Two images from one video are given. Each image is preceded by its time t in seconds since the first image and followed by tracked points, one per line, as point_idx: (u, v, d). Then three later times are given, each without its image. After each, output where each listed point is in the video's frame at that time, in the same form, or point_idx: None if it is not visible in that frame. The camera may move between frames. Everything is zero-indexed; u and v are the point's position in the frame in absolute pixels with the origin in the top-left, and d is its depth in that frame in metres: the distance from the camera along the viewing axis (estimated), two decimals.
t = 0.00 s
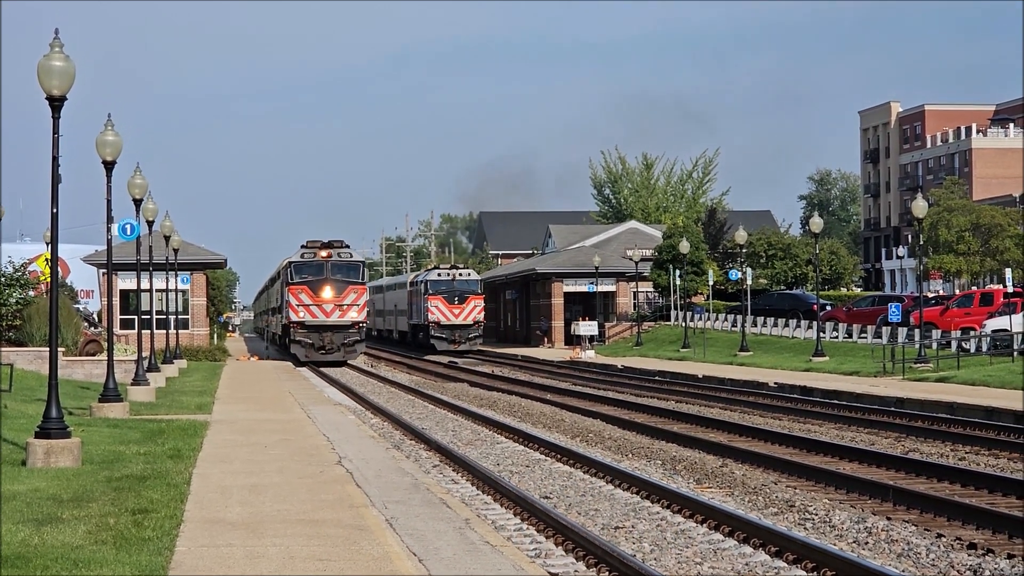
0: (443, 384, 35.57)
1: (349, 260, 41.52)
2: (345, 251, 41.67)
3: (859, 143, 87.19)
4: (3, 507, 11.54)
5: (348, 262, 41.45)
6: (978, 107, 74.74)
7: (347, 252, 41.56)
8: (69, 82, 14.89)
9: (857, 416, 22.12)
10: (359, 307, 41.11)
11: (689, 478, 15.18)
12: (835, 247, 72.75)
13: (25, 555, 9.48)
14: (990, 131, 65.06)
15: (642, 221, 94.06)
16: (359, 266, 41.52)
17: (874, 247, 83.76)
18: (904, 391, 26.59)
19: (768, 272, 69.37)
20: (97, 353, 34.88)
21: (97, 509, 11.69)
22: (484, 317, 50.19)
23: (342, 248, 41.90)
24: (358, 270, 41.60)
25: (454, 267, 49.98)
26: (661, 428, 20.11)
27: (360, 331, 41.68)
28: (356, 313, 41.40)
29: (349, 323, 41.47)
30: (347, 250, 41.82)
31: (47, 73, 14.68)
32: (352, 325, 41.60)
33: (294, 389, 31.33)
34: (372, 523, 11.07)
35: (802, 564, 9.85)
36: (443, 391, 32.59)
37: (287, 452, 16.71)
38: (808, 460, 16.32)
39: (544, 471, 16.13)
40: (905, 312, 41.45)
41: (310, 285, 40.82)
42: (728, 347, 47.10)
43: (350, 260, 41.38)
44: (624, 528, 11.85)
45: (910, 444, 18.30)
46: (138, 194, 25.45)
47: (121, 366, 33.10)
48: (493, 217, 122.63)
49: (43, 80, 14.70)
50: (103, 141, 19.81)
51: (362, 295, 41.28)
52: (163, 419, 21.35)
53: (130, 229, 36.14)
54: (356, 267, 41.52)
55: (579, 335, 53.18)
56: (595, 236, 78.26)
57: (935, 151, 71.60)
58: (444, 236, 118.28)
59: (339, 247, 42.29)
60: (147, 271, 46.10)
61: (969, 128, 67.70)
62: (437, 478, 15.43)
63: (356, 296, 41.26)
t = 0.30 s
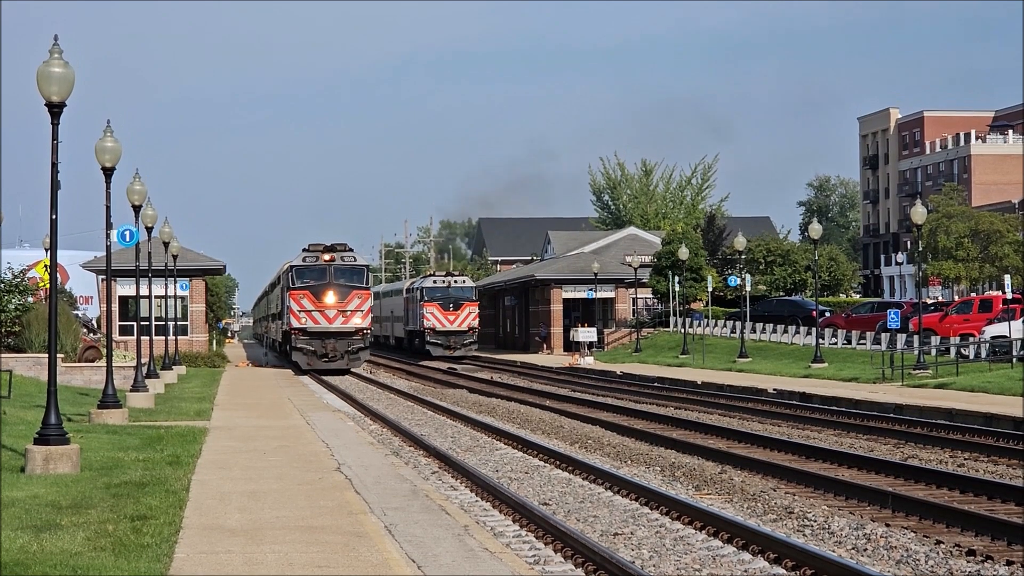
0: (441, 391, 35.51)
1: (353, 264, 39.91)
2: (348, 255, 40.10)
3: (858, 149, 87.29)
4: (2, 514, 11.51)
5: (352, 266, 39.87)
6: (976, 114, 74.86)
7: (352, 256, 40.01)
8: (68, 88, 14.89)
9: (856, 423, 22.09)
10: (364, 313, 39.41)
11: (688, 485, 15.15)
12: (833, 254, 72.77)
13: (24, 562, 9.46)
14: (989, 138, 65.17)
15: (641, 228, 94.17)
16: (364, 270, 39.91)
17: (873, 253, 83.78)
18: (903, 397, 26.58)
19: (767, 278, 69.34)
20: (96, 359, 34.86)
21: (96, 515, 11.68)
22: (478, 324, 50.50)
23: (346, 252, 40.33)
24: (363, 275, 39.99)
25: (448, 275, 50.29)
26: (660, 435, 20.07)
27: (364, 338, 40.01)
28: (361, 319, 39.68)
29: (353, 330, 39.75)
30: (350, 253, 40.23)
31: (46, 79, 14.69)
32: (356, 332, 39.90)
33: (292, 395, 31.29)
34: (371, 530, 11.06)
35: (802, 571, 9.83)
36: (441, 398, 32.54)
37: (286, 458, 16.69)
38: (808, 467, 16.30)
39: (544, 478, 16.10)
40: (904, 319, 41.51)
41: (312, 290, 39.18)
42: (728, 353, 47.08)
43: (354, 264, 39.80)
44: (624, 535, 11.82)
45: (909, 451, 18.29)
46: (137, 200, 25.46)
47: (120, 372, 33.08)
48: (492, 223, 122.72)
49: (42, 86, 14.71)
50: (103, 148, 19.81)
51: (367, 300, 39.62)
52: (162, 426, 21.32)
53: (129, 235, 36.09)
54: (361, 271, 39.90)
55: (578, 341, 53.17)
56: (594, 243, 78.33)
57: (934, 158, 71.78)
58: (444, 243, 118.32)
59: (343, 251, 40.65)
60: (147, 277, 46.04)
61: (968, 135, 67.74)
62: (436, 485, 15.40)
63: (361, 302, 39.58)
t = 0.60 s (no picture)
0: (440, 397, 35.51)
1: (355, 268, 38.90)
2: (351, 258, 39.07)
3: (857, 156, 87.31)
4: None
5: (355, 270, 38.80)
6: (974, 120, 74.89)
7: (354, 259, 39.00)
8: (66, 95, 14.89)
9: (855, 429, 22.09)
10: (367, 318, 38.31)
11: (686, 492, 15.14)
12: (832, 260, 72.85)
13: (22, 569, 9.45)
14: (987, 145, 65.23)
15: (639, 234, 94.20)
16: (367, 274, 38.89)
17: (871, 259, 83.89)
18: (900, 404, 26.59)
19: (765, 284, 69.36)
20: (94, 366, 34.82)
21: (94, 522, 11.65)
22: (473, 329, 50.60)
23: (348, 255, 39.28)
24: (366, 279, 38.92)
25: (443, 281, 50.08)
26: (659, 442, 20.06)
27: (367, 345, 38.86)
28: (364, 325, 38.60)
29: (356, 337, 38.65)
30: (353, 257, 39.19)
31: (45, 86, 14.70)
32: (359, 339, 38.77)
33: (291, 401, 31.24)
34: (370, 536, 11.06)
35: None
36: (440, 404, 32.53)
37: (284, 465, 16.67)
38: (806, 473, 16.30)
39: (543, 484, 16.10)
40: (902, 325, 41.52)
41: (314, 295, 38.13)
42: (726, 360, 47.06)
43: (357, 267, 38.79)
44: (621, 540, 11.82)
45: (907, 457, 18.30)
46: (136, 207, 25.46)
47: (118, 379, 33.06)
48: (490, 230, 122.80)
49: (40, 92, 14.71)
50: (101, 154, 19.81)
51: (370, 306, 38.55)
52: (160, 432, 21.30)
53: (127, 241, 36.08)
54: (365, 275, 38.85)
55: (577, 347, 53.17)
56: (592, 249, 78.43)
57: (932, 164, 71.85)
58: (442, 248, 118.38)
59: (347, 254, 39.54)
60: (145, 284, 46.04)
61: (967, 141, 67.71)
62: (435, 491, 15.39)
63: (364, 307, 38.52)
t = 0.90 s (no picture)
0: (437, 402, 35.48)
1: (358, 270, 37.94)
2: (353, 260, 38.10)
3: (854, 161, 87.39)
4: None
5: (357, 273, 37.84)
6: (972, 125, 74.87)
7: (357, 262, 38.05)
8: (64, 100, 14.89)
9: (852, 434, 22.08)
10: (370, 322, 37.40)
11: (684, 497, 15.13)
12: (829, 265, 72.87)
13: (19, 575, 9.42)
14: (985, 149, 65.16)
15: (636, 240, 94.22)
16: (370, 276, 37.94)
17: (869, 264, 83.92)
18: (898, 409, 26.58)
19: (763, 289, 69.39)
20: (91, 371, 34.77)
21: (91, 527, 11.64)
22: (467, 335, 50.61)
23: (350, 257, 38.33)
24: (368, 281, 38.00)
25: (438, 288, 50.58)
26: (656, 447, 20.04)
27: (370, 350, 37.89)
28: (366, 330, 37.65)
29: (358, 341, 37.64)
30: (355, 258, 38.23)
31: (42, 91, 14.70)
32: (362, 343, 37.75)
33: (288, 407, 31.18)
34: (367, 541, 11.05)
35: None
36: (437, 409, 32.49)
37: (282, 470, 16.64)
38: (805, 478, 16.29)
39: (540, 489, 16.07)
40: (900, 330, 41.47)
41: (316, 298, 37.10)
42: (724, 365, 47.03)
43: (359, 270, 37.83)
44: (619, 546, 11.80)
45: (905, 462, 18.30)
46: (133, 212, 25.44)
47: (115, 384, 33.02)
48: (488, 235, 122.76)
49: (38, 98, 14.72)
50: (98, 159, 19.80)
51: (373, 310, 37.67)
52: (158, 438, 21.27)
53: (125, 247, 36.06)
54: (367, 277, 37.96)
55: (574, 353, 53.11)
56: (590, 254, 78.37)
57: (930, 169, 71.89)
58: (440, 254, 118.38)
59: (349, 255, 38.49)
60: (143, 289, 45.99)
61: (964, 146, 67.59)
62: (433, 496, 15.36)
63: (366, 311, 37.61)
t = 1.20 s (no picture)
0: (435, 405, 35.46)
1: (361, 270, 36.34)
2: (355, 260, 36.57)
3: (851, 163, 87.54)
4: None
5: (360, 273, 36.22)
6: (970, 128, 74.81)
7: (359, 261, 36.43)
8: (61, 103, 14.90)
9: (850, 436, 22.07)
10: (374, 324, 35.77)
11: (681, 500, 15.11)
12: (827, 267, 72.89)
13: None
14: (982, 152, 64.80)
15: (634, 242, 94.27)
16: (373, 276, 36.32)
17: (866, 266, 84.01)
18: (894, 411, 26.58)
19: (761, 292, 69.59)
20: (89, 373, 34.75)
21: (89, 530, 11.64)
22: (460, 337, 50.64)
23: (353, 258, 36.81)
24: (372, 281, 36.36)
25: (432, 290, 50.57)
26: (653, 449, 20.01)
27: (374, 353, 36.24)
28: (370, 332, 36.01)
29: (362, 344, 36.02)
30: (358, 259, 36.67)
31: (39, 94, 14.69)
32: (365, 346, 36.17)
33: (285, 409, 31.13)
34: (364, 544, 11.04)
35: None
36: (435, 412, 32.46)
37: (279, 473, 16.62)
38: (802, 481, 16.29)
39: (537, 492, 16.06)
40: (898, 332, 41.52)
41: (316, 299, 35.57)
42: (721, 367, 47.05)
43: (362, 269, 36.22)
44: (616, 549, 11.78)
45: (903, 464, 18.30)
46: (130, 215, 25.42)
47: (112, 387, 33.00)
48: (485, 238, 122.77)
49: (35, 101, 14.71)
50: (95, 162, 19.80)
51: (377, 311, 36.04)
52: (155, 440, 21.23)
53: (123, 250, 36.03)
54: (371, 277, 36.32)
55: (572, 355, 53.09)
56: (587, 256, 78.38)
57: (927, 171, 72.02)
58: (437, 256, 118.29)
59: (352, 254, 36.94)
60: (141, 292, 45.98)
61: (961, 149, 67.79)
62: (430, 499, 15.34)
63: (370, 312, 35.98)
